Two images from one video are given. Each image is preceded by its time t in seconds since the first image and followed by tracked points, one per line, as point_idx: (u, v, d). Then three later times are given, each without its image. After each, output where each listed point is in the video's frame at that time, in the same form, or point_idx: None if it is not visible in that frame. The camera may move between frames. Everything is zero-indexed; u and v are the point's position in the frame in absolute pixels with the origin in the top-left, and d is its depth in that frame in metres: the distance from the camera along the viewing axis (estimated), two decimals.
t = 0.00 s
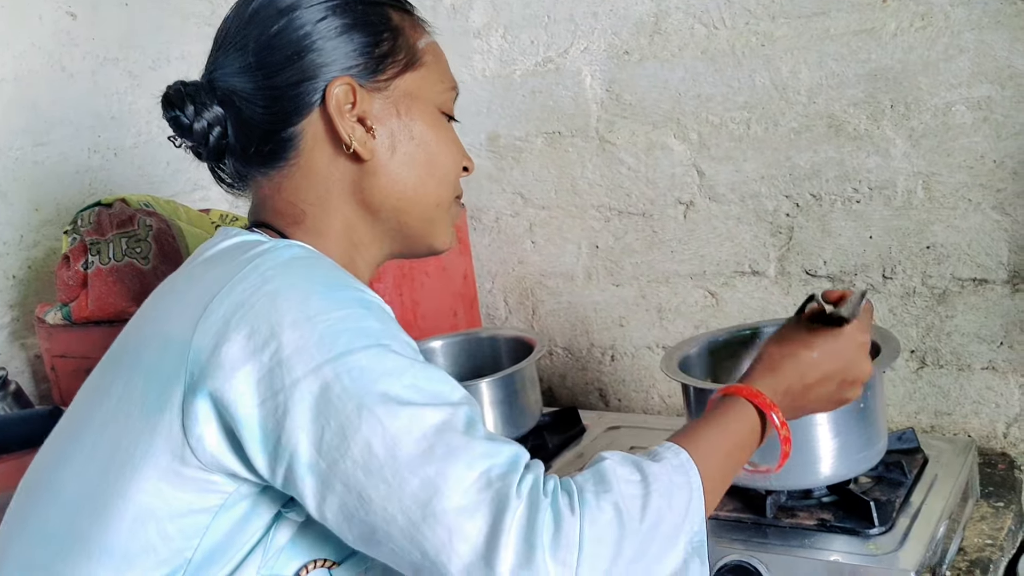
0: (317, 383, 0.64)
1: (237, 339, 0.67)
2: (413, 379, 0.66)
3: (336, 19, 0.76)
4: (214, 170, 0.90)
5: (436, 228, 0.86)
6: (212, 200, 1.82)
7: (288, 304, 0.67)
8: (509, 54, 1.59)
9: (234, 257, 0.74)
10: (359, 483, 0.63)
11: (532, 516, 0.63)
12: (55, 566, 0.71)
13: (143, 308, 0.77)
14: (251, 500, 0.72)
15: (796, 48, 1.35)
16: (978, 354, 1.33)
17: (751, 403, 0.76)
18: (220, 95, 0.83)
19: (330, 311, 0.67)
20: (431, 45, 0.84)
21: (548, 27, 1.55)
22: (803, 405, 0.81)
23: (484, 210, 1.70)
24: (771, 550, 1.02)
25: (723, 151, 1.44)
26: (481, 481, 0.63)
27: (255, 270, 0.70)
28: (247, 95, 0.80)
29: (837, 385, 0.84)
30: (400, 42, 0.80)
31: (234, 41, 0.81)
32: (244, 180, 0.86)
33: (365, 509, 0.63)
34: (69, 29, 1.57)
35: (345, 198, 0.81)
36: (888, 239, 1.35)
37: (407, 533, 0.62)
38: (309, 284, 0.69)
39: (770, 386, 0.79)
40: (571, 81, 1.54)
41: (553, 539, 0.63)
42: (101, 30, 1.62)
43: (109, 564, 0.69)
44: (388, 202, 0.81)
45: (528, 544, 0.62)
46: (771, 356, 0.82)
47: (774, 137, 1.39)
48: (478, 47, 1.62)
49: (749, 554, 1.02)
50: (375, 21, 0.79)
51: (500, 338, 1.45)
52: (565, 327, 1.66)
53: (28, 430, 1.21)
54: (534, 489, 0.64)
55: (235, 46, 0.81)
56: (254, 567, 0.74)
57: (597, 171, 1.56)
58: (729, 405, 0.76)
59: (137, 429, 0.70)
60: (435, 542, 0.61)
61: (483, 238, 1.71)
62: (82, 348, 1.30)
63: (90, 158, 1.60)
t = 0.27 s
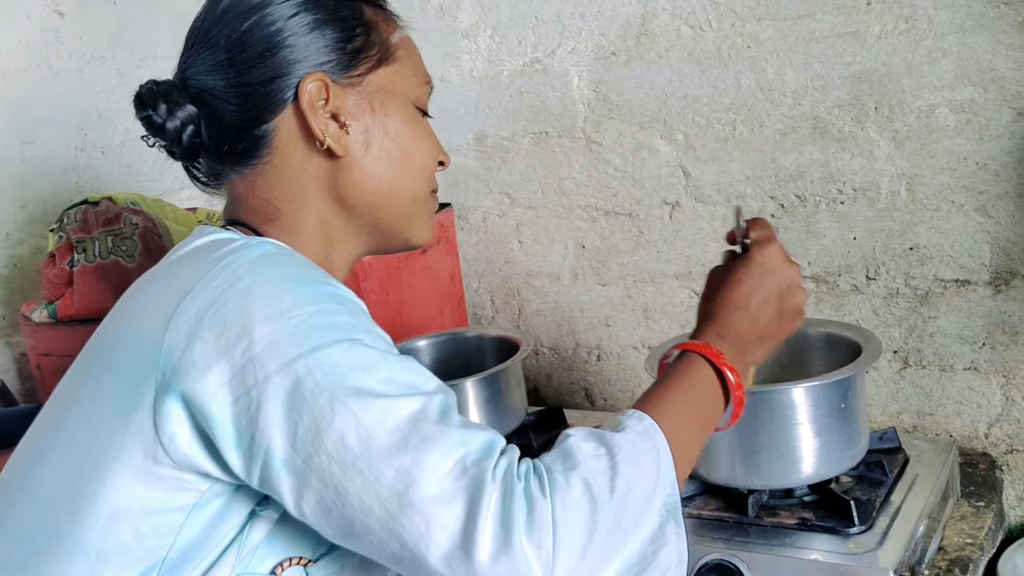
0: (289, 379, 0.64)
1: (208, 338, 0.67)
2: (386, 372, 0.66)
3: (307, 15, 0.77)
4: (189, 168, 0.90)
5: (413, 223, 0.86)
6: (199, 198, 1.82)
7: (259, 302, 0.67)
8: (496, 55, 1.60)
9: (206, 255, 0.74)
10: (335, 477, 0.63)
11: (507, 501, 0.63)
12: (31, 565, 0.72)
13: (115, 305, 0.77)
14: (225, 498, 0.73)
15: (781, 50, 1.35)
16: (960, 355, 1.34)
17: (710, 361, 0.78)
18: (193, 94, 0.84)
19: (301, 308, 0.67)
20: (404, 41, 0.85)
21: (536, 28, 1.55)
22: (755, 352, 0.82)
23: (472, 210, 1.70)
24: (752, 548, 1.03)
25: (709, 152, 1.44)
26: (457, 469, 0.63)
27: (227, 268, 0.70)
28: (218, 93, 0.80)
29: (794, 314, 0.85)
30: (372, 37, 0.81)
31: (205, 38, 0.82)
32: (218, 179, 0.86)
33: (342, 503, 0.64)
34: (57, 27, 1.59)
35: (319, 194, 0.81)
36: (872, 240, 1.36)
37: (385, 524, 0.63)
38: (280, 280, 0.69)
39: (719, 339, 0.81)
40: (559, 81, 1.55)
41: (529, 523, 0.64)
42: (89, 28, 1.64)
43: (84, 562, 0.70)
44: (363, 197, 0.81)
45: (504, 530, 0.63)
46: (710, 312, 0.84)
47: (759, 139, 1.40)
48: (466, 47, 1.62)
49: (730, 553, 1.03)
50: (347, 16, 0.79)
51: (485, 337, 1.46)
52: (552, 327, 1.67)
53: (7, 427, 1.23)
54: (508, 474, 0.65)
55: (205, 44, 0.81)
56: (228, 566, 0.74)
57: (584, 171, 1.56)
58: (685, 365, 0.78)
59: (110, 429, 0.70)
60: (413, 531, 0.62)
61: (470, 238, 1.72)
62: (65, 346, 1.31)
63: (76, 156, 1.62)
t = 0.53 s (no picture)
0: (249, 376, 0.65)
1: (163, 342, 0.68)
2: (346, 366, 0.68)
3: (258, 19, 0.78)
4: (147, 174, 0.91)
5: (369, 225, 0.87)
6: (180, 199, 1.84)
7: (212, 305, 0.68)
8: (474, 58, 1.61)
9: (161, 259, 0.75)
10: (302, 468, 0.65)
11: (478, 479, 0.67)
12: None
13: (73, 312, 0.78)
14: (181, 501, 0.74)
15: (753, 55, 1.37)
16: (929, 357, 1.36)
17: (629, 355, 0.85)
18: (145, 101, 0.85)
19: (257, 307, 0.68)
20: (359, 41, 0.86)
21: (513, 32, 1.56)
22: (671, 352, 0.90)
23: (450, 212, 1.71)
24: (716, 549, 1.04)
25: (683, 156, 1.46)
26: (425, 450, 0.67)
27: (178, 273, 0.71)
28: (170, 100, 0.81)
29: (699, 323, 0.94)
30: (325, 40, 0.81)
31: (157, 44, 0.83)
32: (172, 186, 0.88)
33: (309, 493, 0.65)
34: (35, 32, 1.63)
35: (273, 199, 0.83)
36: (842, 243, 1.38)
37: (356, 510, 0.65)
38: (234, 282, 0.70)
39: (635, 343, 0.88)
40: (535, 85, 1.56)
41: (499, 498, 0.67)
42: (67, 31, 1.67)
43: (43, 566, 0.71)
44: (316, 201, 0.83)
45: (478, 505, 0.66)
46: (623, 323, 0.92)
47: (732, 143, 1.42)
48: (443, 51, 1.63)
49: (694, 553, 1.04)
50: (299, 20, 0.80)
51: (460, 339, 1.47)
52: (529, 329, 1.68)
53: None
54: (476, 455, 0.68)
55: (158, 50, 0.82)
56: (184, 569, 0.75)
57: (561, 174, 1.57)
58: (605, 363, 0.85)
59: (66, 435, 0.71)
60: (385, 512, 0.65)
61: (448, 240, 1.73)
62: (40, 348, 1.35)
63: (53, 160, 1.66)
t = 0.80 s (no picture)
0: (253, 392, 0.67)
1: (167, 362, 0.69)
2: (347, 380, 0.70)
3: (248, 43, 0.80)
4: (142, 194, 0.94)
5: (362, 242, 0.89)
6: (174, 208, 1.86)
7: (215, 324, 0.70)
8: (463, 68, 1.63)
9: (163, 279, 0.76)
10: (308, 478, 0.66)
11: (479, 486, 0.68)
12: None
13: (72, 329, 0.79)
14: (180, 516, 0.75)
15: (737, 64, 1.39)
16: (914, 362, 1.38)
17: (639, 372, 0.84)
18: (138, 122, 0.87)
19: (260, 326, 0.70)
20: (349, 61, 0.87)
21: (501, 42, 1.58)
22: (678, 365, 0.89)
23: (440, 220, 1.72)
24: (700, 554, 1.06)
25: (669, 164, 1.48)
26: (427, 459, 0.68)
27: (181, 293, 0.73)
28: (163, 122, 0.83)
29: (711, 339, 0.93)
30: (315, 61, 0.83)
31: (149, 66, 0.84)
32: (166, 204, 0.90)
33: (316, 503, 0.66)
34: (28, 44, 1.73)
35: (266, 218, 0.85)
36: (827, 250, 1.39)
37: (362, 518, 0.66)
38: (236, 301, 0.72)
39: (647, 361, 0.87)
40: (523, 94, 1.57)
41: (501, 504, 0.68)
42: (60, 44, 1.73)
43: None
44: (309, 220, 0.85)
45: (480, 511, 0.67)
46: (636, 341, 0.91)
47: (717, 151, 1.43)
48: (433, 60, 1.65)
49: (679, 559, 1.06)
50: (289, 42, 0.82)
51: (449, 347, 1.49)
52: (519, 335, 1.70)
53: None
54: (476, 463, 0.70)
55: (151, 72, 0.84)
56: None
57: (549, 182, 1.59)
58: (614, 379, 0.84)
59: (68, 451, 0.73)
60: (390, 520, 0.66)
61: (439, 247, 1.74)
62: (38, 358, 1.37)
63: (49, 171, 1.73)
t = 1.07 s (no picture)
0: (281, 391, 0.67)
1: (194, 362, 0.70)
2: (371, 379, 0.70)
3: (272, 48, 0.81)
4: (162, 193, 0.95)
5: (378, 244, 0.89)
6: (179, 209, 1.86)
7: (242, 325, 0.70)
8: (467, 68, 1.63)
9: (186, 280, 0.77)
10: (335, 475, 0.67)
11: (504, 481, 0.68)
12: None
13: (95, 330, 0.80)
14: (203, 514, 0.76)
15: (742, 63, 1.39)
16: (919, 359, 1.38)
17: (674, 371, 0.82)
18: (160, 124, 0.87)
19: (286, 326, 0.71)
20: (369, 64, 0.87)
21: (505, 42, 1.58)
22: (716, 358, 0.87)
23: (445, 219, 1.73)
24: (707, 551, 1.07)
25: (674, 162, 1.48)
26: (452, 455, 0.68)
27: (206, 295, 0.73)
28: (186, 124, 0.84)
29: (755, 331, 0.91)
30: (336, 66, 0.83)
31: (172, 70, 0.85)
32: (187, 205, 0.90)
33: (343, 499, 0.67)
34: (35, 45, 1.67)
35: (285, 221, 0.85)
36: (832, 247, 1.40)
37: (388, 513, 0.67)
38: (261, 303, 0.72)
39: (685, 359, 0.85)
40: (528, 94, 1.58)
41: (526, 498, 0.69)
42: (66, 45, 1.72)
43: None
44: (327, 222, 0.85)
45: (506, 506, 0.67)
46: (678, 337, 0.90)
47: (722, 149, 1.44)
48: (437, 61, 1.66)
49: (687, 555, 1.08)
50: (312, 47, 0.83)
51: (454, 345, 1.50)
52: (525, 333, 1.70)
53: None
54: (502, 458, 0.70)
55: (174, 75, 0.85)
56: None
57: (554, 181, 1.59)
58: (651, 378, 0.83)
59: (92, 449, 0.73)
60: (417, 515, 0.66)
61: (444, 246, 1.74)
62: (48, 357, 1.37)
63: (55, 172, 1.71)
